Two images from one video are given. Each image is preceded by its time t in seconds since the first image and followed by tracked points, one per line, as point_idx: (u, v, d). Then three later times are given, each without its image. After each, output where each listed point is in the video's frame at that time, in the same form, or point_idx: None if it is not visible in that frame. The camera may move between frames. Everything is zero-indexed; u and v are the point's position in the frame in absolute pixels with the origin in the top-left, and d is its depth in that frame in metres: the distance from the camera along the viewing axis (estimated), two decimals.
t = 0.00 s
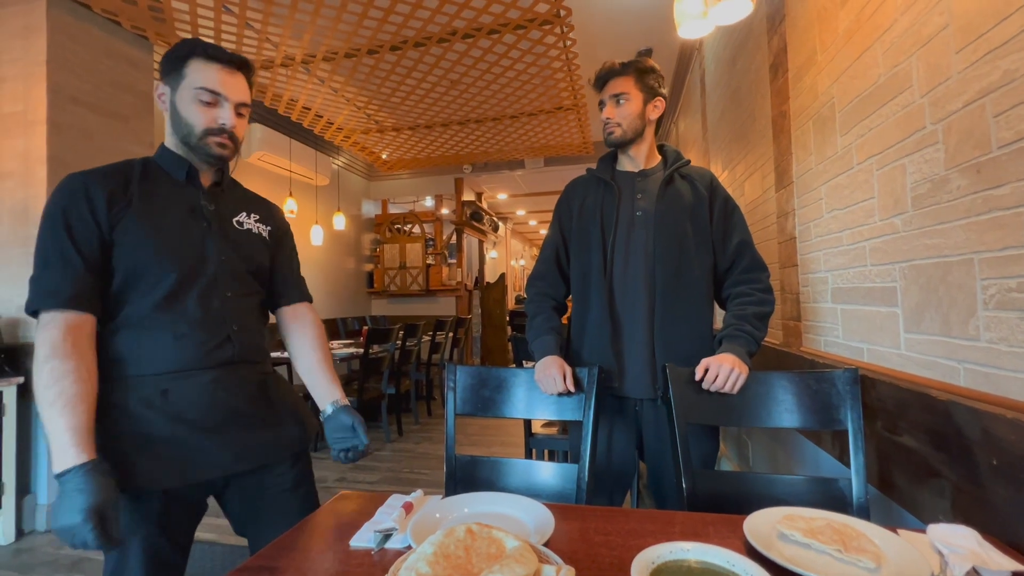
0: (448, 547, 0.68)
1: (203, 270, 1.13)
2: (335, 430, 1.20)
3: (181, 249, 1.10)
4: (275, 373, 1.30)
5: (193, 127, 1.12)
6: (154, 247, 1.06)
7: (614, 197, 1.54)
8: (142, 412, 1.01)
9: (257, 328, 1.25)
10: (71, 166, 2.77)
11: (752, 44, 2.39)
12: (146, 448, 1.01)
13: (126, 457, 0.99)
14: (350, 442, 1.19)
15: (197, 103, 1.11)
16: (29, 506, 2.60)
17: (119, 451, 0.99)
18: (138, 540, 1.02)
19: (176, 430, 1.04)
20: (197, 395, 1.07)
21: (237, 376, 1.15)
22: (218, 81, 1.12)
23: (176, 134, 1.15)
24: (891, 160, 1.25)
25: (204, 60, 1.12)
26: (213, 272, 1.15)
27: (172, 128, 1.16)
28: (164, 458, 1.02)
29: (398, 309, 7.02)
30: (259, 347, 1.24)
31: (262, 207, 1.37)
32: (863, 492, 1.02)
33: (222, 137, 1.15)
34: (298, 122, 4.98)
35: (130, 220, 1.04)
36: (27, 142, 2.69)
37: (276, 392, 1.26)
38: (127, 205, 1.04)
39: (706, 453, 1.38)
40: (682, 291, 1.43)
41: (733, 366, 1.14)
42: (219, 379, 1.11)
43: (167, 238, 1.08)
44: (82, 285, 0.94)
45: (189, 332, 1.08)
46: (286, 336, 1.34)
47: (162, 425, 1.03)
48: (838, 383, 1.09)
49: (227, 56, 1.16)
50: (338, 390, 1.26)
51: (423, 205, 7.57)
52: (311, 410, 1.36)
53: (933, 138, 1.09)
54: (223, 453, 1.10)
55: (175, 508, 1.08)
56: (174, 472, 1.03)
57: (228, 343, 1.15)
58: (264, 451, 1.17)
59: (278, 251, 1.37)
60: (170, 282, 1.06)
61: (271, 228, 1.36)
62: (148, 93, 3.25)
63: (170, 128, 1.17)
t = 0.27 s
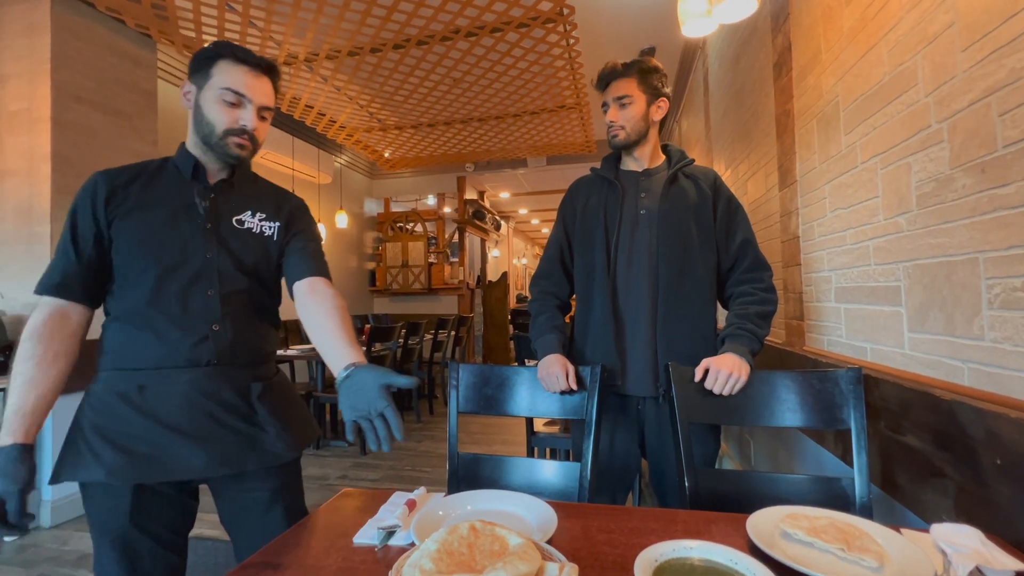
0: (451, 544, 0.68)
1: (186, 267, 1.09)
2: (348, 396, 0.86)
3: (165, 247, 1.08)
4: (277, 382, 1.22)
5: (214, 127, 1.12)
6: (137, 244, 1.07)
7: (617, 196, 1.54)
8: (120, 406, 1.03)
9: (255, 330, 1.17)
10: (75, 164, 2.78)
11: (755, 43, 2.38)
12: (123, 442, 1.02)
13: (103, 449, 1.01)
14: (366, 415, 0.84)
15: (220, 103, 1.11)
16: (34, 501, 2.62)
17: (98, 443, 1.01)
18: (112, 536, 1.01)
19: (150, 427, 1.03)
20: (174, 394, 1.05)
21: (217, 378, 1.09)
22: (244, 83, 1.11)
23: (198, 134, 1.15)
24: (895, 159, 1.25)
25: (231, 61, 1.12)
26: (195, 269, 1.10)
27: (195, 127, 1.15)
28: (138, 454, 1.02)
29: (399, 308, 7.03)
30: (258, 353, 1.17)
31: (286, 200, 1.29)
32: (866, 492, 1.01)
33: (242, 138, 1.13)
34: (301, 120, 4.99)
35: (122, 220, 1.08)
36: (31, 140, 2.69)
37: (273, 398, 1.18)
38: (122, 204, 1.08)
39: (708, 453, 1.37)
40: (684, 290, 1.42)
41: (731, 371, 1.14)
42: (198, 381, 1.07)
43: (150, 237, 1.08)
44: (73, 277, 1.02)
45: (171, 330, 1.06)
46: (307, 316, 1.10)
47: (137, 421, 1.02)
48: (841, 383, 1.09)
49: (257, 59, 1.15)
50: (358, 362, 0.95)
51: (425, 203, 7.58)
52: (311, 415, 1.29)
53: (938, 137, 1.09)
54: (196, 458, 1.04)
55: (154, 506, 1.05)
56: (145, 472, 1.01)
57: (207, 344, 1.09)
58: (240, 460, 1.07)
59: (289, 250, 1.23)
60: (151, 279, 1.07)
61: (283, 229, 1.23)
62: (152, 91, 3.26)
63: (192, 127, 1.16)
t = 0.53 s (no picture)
0: (452, 541, 0.68)
1: (181, 271, 1.10)
2: (378, 423, 0.85)
3: (163, 251, 1.11)
4: (275, 389, 1.23)
5: (240, 145, 1.12)
6: (139, 244, 1.11)
7: (618, 194, 1.54)
8: (113, 400, 1.08)
9: (253, 338, 1.18)
10: (75, 161, 2.78)
11: (757, 40, 2.38)
12: (114, 433, 1.07)
13: (97, 437, 1.07)
14: (397, 445, 0.83)
15: (250, 122, 1.10)
16: (35, 497, 2.63)
17: (94, 431, 1.07)
18: (100, 521, 1.06)
19: (138, 422, 1.07)
20: (163, 394, 1.08)
21: (205, 383, 1.10)
22: (276, 104, 1.10)
23: (225, 145, 1.15)
24: (897, 158, 1.25)
25: (268, 79, 1.10)
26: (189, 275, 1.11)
27: (223, 140, 1.16)
28: (125, 447, 1.06)
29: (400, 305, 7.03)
30: (253, 359, 1.18)
31: (303, 211, 1.26)
32: (866, 490, 1.02)
33: (267, 160, 1.13)
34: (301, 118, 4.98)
35: (135, 220, 1.12)
36: (32, 137, 2.69)
37: (266, 403, 1.19)
38: (133, 206, 1.12)
39: (707, 452, 1.37)
40: (685, 289, 1.42)
41: (733, 372, 1.13)
42: (183, 385, 1.09)
43: (152, 238, 1.11)
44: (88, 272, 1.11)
45: (167, 332, 1.09)
46: (329, 328, 1.07)
47: (126, 416, 1.07)
48: (842, 381, 1.09)
49: (295, 78, 1.12)
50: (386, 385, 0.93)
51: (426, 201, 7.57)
52: (307, 418, 1.30)
53: (940, 135, 1.09)
54: (177, 458, 1.07)
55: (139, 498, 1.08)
56: (130, 465, 1.05)
57: (198, 349, 1.10)
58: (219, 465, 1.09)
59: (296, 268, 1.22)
60: (149, 280, 1.10)
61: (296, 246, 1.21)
62: (152, 88, 3.25)
63: (220, 140, 1.17)
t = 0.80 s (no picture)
0: (452, 538, 0.68)
1: (184, 271, 1.10)
2: (381, 428, 0.86)
3: (168, 250, 1.11)
4: (277, 390, 1.23)
5: (246, 145, 1.11)
6: (144, 242, 1.11)
7: (618, 191, 1.54)
8: (115, 395, 1.09)
9: (253, 340, 1.18)
10: (76, 158, 2.78)
11: (758, 37, 2.37)
12: (117, 428, 1.07)
13: (100, 432, 1.07)
14: (400, 453, 0.84)
15: (255, 123, 1.10)
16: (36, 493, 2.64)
17: (98, 425, 1.08)
18: (102, 514, 1.06)
19: (139, 418, 1.07)
20: (165, 391, 1.08)
21: (206, 382, 1.11)
22: (282, 105, 1.09)
23: (231, 145, 1.15)
24: (898, 155, 1.24)
25: (273, 80, 1.09)
26: (192, 276, 1.11)
27: (229, 141, 1.16)
28: (127, 442, 1.06)
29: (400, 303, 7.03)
30: (254, 360, 1.18)
31: (308, 213, 1.25)
32: (866, 487, 1.02)
33: (272, 161, 1.13)
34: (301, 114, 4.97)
35: (145, 220, 1.12)
36: (32, 134, 2.69)
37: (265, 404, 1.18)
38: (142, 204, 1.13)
39: (707, 449, 1.37)
40: (686, 287, 1.42)
41: (734, 370, 1.13)
42: (183, 383, 1.09)
43: (157, 237, 1.11)
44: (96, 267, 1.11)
45: (169, 330, 1.09)
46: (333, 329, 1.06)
47: (129, 411, 1.07)
48: (842, 379, 1.08)
49: (301, 80, 1.11)
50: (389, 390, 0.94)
51: (426, 198, 7.56)
52: (309, 415, 1.30)
53: (942, 133, 1.08)
54: (178, 454, 1.07)
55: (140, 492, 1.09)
56: (131, 461, 1.05)
57: (200, 349, 1.10)
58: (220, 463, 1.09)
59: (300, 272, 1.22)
60: (154, 277, 1.11)
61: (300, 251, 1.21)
62: (152, 85, 3.25)
63: (227, 141, 1.17)
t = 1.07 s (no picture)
0: (453, 534, 0.69)
1: (198, 265, 1.12)
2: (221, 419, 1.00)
3: (180, 245, 1.12)
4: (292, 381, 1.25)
5: (237, 121, 1.14)
6: (153, 239, 1.12)
7: (619, 189, 1.54)
8: (134, 393, 1.10)
9: (265, 328, 1.20)
10: (76, 156, 2.77)
11: (759, 34, 2.36)
12: (133, 426, 1.08)
13: (118, 432, 1.08)
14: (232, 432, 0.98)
15: (244, 97, 1.13)
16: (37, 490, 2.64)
17: (114, 426, 1.08)
18: (119, 513, 1.06)
19: (157, 415, 1.09)
20: (182, 386, 1.10)
21: (222, 374, 1.13)
22: (269, 76, 1.14)
23: (222, 126, 1.17)
24: (899, 153, 1.24)
25: (257, 53, 1.14)
26: (206, 268, 1.13)
27: (220, 121, 1.18)
28: (146, 438, 1.08)
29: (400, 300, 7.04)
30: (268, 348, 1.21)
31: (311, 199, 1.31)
32: (865, 485, 1.02)
33: (263, 133, 1.15)
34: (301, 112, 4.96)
35: (145, 215, 1.12)
36: (32, 131, 2.69)
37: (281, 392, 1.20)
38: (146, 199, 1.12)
39: (708, 447, 1.37)
40: (686, 285, 1.42)
41: (734, 368, 1.13)
42: (204, 378, 1.11)
43: (166, 231, 1.12)
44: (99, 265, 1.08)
45: (183, 325, 1.11)
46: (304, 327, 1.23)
47: (149, 410, 1.09)
48: (842, 377, 1.08)
49: (282, 51, 1.17)
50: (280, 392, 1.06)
51: (426, 196, 7.56)
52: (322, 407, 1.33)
53: (943, 131, 1.08)
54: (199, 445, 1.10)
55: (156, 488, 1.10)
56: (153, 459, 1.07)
57: (215, 341, 1.12)
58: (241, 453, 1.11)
59: (308, 255, 1.26)
60: (166, 273, 1.11)
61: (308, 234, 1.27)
62: (152, 82, 3.24)
63: (217, 122, 1.19)
